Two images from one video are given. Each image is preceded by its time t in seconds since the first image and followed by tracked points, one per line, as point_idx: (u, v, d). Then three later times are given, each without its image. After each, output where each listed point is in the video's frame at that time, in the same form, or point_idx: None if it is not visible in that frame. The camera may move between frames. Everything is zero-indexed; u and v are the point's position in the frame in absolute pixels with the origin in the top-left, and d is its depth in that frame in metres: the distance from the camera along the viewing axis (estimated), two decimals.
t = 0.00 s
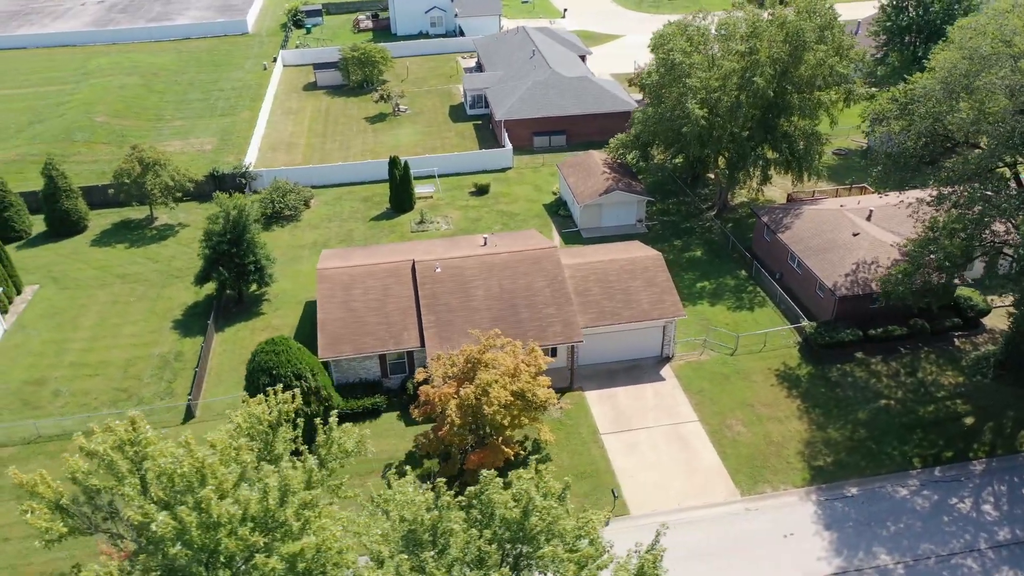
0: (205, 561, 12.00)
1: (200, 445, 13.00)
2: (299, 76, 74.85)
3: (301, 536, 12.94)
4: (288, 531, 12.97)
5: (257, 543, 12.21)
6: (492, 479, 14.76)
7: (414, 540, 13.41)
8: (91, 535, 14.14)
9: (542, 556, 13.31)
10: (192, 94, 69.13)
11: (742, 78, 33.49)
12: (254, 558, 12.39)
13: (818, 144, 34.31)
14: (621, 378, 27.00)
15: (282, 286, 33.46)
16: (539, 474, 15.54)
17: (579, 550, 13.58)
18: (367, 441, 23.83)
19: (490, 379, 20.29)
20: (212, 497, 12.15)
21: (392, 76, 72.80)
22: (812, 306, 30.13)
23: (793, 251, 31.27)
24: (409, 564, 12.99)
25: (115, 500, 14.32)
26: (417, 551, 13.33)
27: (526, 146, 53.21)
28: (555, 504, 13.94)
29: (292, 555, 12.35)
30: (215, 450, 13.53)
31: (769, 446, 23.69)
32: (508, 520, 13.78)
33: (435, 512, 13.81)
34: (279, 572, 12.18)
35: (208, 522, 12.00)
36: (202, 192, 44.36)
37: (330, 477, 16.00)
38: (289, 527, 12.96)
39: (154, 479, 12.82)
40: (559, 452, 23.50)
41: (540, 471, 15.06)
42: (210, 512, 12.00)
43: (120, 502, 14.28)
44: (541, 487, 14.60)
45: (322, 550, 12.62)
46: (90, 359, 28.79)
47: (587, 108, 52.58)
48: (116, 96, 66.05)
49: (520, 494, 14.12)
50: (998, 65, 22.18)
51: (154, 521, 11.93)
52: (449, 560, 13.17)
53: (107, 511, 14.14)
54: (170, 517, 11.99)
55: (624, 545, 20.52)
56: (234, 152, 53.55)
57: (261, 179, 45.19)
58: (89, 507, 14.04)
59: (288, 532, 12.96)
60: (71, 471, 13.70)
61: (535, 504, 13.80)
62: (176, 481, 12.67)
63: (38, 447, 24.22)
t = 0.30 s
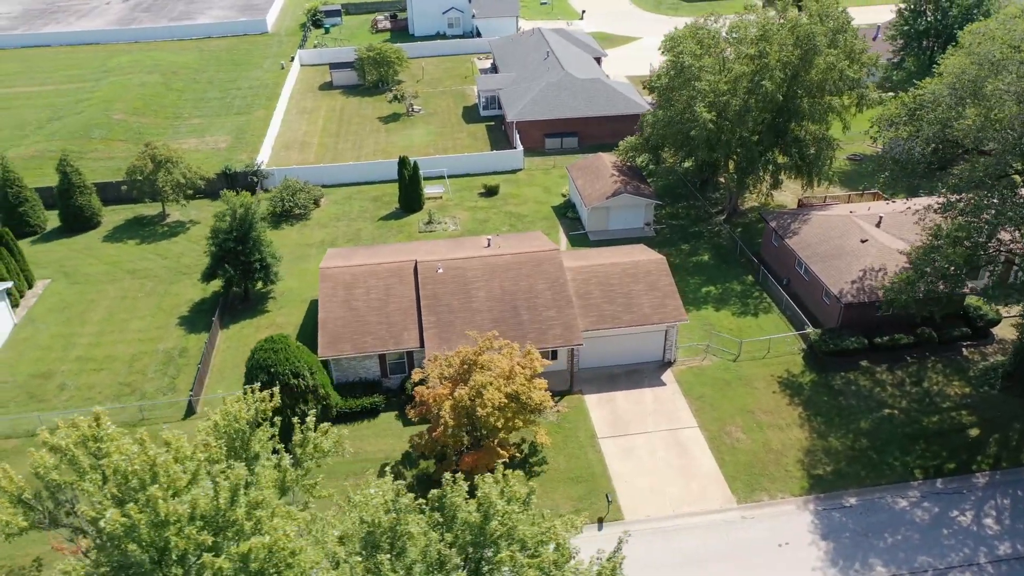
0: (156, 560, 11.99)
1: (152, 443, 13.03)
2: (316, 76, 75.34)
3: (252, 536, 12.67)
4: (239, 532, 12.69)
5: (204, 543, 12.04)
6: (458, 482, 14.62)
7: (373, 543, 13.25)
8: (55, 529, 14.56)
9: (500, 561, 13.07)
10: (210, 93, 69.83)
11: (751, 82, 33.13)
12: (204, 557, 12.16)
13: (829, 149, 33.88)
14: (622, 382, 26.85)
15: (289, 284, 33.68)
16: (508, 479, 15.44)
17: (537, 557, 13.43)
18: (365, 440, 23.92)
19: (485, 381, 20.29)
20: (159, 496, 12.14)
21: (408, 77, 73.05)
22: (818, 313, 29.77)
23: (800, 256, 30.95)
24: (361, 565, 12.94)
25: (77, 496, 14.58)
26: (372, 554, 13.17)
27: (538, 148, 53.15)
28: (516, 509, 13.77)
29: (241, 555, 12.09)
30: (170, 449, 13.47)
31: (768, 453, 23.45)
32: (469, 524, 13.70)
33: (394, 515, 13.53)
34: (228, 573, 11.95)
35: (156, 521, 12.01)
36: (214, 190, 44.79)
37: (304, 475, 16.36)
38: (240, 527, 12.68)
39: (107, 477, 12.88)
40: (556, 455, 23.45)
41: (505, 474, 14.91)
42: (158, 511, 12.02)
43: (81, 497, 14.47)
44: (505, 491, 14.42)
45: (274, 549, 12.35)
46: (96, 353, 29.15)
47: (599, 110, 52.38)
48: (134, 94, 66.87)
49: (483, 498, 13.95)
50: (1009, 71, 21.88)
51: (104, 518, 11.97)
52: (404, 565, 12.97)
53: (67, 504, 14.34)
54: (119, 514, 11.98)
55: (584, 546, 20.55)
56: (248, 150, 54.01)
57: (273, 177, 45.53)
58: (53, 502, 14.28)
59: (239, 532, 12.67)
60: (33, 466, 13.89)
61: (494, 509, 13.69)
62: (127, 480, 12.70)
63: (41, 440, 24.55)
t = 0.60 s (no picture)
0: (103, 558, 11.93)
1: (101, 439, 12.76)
2: (334, 76, 75.86)
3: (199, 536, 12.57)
4: (187, 532, 12.60)
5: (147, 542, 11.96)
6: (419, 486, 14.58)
7: (324, 545, 13.07)
8: (13, 522, 14.57)
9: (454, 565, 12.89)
10: (229, 91, 70.58)
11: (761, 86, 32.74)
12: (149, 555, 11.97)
13: (841, 155, 33.41)
14: (622, 387, 26.70)
15: (296, 283, 33.90)
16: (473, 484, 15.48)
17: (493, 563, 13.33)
18: (363, 439, 24.02)
19: (478, 383, 20.28)
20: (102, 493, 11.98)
21: (425, 77, 73.30)
22: (825, 321, 29.37)
23: (808, 263, 30.62)
24: (310, 566, 12.72)
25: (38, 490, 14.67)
26: (326, 555, 12.95)
27: (551, 151, 53.08)
28: (474, 515, 13.76)
29: (186, 554, 11.93)
30: (121, 445, 13.22)
31: (767, 462, 23.21)
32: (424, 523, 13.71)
33: (346, 517, 13.23)
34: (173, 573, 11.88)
35: (100, 517, 11.88)
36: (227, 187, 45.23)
37: (278, 473, 16.27)
38: (187, 527, 12.61)
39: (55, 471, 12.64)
40: (552, 458, 23.40)
41: (466, 477, 14.85)
42: (103, 508, 11.86)
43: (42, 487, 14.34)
44: (465, 495, 14.42)
45: (222, 548, 12.18)
46: (103, 348, 29.55)
47: (613, 113, 52.16)
48: (155, 92, 67.74)
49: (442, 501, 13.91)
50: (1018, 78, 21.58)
51: (50, 514, 11.89)
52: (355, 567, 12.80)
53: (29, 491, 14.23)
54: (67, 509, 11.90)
55: (545, 548, 20.56)
56: (263, 148, 54.48)
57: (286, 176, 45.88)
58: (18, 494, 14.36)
59: (186, 531, 12.60)
60: None
61: (451, 513, 13.63)
62: (75, 476, 12.40)
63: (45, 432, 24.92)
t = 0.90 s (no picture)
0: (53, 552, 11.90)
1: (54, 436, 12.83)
2: (352, 75, 76.28)
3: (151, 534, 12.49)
4: (139, 529, 12.50)
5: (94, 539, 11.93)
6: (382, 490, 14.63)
7: (281, 545, 13.15)
8: None
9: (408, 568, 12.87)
10: (248, 90, 71.24)
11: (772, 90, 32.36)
12: (97, 551, 11.94)
13: (853, 161, 32.94)
14: (623, 391, 26.54)
15: (303, 281, 34.11)
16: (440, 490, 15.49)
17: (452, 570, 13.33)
18: (362, 438, 24.12)
19: (472, 385, 20.27)
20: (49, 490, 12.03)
21: (442, 78, 73.46)
22: (832, 329, 28.96)
23: (816, 270, 30.27)
24: (263, 565, 12.91)
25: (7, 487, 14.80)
26: (281, 555, 13.08)
27: (564, 152, 52.96)
28: (434, 520, 13.66)
29: (137, 551, 11.93)
30: (75, 442, 13.37)
31: (766, 470, 22.96)
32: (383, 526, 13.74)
33: (302, 519, 13.29)
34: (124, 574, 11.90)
35: (50, 513, 11.96)
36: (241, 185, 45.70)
37: (252, 474, 16.04)
38: (140, 523, 12.52)
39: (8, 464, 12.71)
40: (549, 462, 23.32)
41: (430, 481, 14.79)
42: (51, 503, 11.95)
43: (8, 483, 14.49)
44: (429, 499, 14.36)
45: (174, 546, 12.26)
46: (111, 342, 29.96)
47: (627, 116, 51.88)
48: (175, 89, 68.57)
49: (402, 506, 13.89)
50: None
51: None
52: (313, 567, 12.90)
53: None
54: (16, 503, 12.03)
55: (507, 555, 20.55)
56: (278, 147, 54.92)
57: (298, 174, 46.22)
58: None
59: (139, 529, 12.50)
60: None
61: (410, 519, 13.60)
62: (27, 471, 12.41)
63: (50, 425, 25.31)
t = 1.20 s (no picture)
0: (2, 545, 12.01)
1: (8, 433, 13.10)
2: (370, 74, 76.66)
3: (97, 528, 12.49)
4: (86, 523, 12.58)
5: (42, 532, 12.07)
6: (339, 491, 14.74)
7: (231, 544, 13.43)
8: None
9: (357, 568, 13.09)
10: (267, 88, 71.90)
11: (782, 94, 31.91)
12: (41, 544, 12.10)
13: (866, 166, 32.35)
14: (623, 396, 26.37)
15: (310, 279, 34.32)
16: (399, 491, 15.56)
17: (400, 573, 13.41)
18: (359, 437, 24.20)
19: (465, 387, 20.24)
20: None
21: (459, 78, 73.59)
22: (839, 337, 28.54)
23: (824, 276, 29.84)
24: (213, 564, 13.16)
25: None
26: (231, 555, 13.33)
27: (577, 154, 52.79)
28: (386, 522, 13.82)
29: (82, 547, 11.84)
30: (28, 439, 13.59)
31: (763, 479, 22.69)
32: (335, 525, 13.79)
33: (252, 519, 13.51)
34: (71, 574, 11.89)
35: None
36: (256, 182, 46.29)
37: (224, 471, 16.46)
38: (87, 519, 12.59)
39: None
40: (545, 465, 23.23)
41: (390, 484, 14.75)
42: None
43: None
44: (387, 501, 14.39)
45: (121, 543, 12.13)
46: (118, 336, 30.38)
47: (641, 118, 51.54)
48: (196, 87, 69.41)
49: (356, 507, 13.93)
50: None
51: None
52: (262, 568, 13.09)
53: None
54: None
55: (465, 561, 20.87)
56: (293, 145, 55.36)
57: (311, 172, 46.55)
58: None
59: (86, 523, 12.57)
60: None
61: (362, 521, 13.68)
62: None
63: (54, 416, 25.72)
